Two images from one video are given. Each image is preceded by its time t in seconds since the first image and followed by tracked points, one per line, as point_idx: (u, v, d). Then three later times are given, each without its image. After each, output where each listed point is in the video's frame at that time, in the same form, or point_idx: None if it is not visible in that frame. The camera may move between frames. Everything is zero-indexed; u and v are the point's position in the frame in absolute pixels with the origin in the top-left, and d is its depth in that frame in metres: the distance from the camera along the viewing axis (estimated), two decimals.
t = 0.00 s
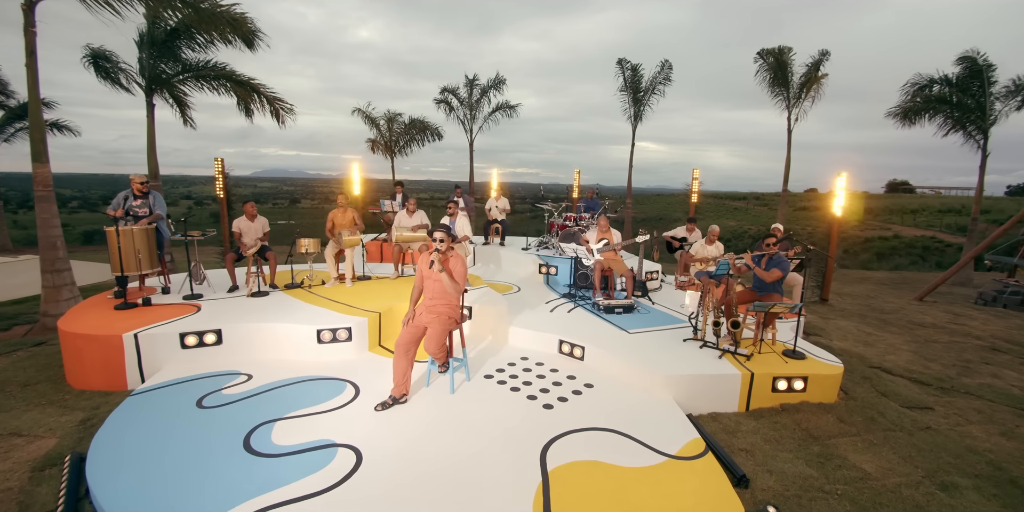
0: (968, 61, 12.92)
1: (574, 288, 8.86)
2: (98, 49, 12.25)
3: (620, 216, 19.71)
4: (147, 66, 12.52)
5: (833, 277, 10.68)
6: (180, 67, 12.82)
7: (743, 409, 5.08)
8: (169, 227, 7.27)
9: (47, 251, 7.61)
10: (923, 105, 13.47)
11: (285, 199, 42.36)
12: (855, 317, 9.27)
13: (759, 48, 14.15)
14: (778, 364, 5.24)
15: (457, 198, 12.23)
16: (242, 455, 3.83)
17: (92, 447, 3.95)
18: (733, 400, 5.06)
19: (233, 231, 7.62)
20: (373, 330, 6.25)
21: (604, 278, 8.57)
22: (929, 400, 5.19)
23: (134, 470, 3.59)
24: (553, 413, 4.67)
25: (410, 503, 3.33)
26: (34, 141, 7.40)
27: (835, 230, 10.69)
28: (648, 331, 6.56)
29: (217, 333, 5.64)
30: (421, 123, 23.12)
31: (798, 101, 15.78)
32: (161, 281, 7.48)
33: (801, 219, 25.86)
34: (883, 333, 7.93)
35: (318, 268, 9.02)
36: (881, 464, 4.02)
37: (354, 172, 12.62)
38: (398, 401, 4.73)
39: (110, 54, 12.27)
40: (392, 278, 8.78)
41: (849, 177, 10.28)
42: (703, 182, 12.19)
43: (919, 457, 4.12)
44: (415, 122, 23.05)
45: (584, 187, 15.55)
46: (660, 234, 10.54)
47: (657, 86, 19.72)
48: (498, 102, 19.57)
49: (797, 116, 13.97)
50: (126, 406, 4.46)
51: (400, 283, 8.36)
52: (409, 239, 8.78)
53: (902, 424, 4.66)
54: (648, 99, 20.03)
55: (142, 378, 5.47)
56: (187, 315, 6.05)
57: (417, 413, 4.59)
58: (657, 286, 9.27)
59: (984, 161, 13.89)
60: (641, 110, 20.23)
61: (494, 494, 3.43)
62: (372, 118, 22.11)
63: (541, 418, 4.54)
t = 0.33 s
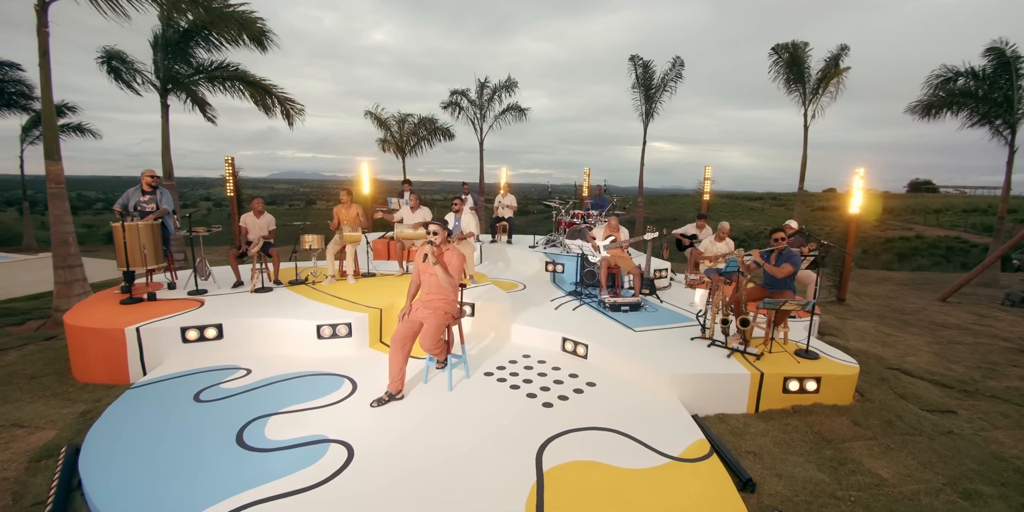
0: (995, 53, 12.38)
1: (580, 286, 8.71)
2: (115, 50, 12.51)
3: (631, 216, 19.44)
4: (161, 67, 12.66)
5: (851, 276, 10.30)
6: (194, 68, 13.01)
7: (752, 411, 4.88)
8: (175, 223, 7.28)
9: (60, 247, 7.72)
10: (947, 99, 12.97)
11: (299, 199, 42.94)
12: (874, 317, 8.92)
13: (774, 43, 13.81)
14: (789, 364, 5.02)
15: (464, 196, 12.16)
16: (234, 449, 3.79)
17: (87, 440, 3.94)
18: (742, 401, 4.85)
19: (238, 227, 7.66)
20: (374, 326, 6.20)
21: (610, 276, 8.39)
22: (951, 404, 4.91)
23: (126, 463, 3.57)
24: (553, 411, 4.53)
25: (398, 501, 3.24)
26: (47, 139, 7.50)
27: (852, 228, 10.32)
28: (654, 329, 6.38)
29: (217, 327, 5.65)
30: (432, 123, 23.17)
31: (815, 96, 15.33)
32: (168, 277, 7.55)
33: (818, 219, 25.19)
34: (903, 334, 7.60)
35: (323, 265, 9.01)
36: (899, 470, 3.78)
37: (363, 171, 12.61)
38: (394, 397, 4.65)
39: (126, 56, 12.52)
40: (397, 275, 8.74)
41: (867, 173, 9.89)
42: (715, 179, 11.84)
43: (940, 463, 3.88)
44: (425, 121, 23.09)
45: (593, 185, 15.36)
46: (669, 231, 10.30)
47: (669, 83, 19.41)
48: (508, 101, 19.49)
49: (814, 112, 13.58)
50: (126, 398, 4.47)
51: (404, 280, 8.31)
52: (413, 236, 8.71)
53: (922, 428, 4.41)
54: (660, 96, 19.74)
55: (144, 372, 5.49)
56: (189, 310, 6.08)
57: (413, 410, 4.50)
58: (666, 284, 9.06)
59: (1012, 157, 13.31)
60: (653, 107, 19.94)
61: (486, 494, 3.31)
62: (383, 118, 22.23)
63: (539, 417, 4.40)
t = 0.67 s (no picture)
0: None
1: (586, 284, 8.55)
2: (134, 53, 12.79)
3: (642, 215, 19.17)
4: (176, 69, 12.82)
5: (869, 276, 9.94)
6: (208, 69, 13.20)
7: (761, 413, 4.69)
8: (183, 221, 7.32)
9: (72, 244, 7.88)
10: (973, 94, 12.46)
11: (315, 200, 43.59)
12: (893, 319, 8.58)
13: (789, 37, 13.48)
14: (800, 365, 4.81)
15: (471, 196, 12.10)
16: (227, 443, 3.77)
17: (85, 432, 3.97)
18: (749, 402, 4.66)
19: (243, 225, 7.69)
20: (375, 323, 6.16)
21: (617, 274, 8.20)
22: (974, 409, 4.64)
23: (124, 453, 3.59)
24: (551, 411, 4.42)
25: (385, 498, 3.16)
26: (61, 138, 7.63)
27: (870, 226, 9.95)
28: (660, 328, 6.21)
29: (219, 322, 5.66)
30: (443, 121, 23.22)
31: (833, 92, 14.89)
32: (175, 273, 7.63)
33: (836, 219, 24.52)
34: (924, 336, 7.27)
35: (327, 262, 9.01)
36: (915, 478, 3.57)
37: (373, 172, 12.62)
38: (389, 394, 4.59)
39: (143, 58, 12.77)
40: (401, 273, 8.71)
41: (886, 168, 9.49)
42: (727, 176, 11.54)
43: (960, 471, 3.64)
44: (436, 120, 23.16)
45: (603, 184, 15.17)
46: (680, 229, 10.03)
47: (681, 80, 19.10)
48: (518, 100, 19.43)
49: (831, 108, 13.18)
50: (126, 391, 4.50)
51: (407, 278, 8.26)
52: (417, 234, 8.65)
53: (942, 433, 4.16)
54: (672, 94, 19.45)
55: (147, 366, 5.54)
56: (193, 305, 6.11)
57: (408, 406, 4.43)
58: (675, 282, 8.84)
59: None
60: (665, 105, 19.65)
61: (475, 493, 3.21)
62: (395, 118, 22.37)
63: (536, 416, 4.29)
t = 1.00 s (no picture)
0: None
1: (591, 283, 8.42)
2: (151, 57, 13.07)
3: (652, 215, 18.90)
4: (191, 72, 13.03)
5: (886, 276, 9.59)
6: (221, 72, 13.42)
7: (766, 416, 4.51)
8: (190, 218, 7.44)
9: (84, 242, 8.03)
10: (999, 88, 11.94)
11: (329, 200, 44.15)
12: (911, 320, 8.24)
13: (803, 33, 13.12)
14: (807, 366, 4.62)
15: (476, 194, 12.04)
16: (219, 438, 3.76)
17: (82, 424, 4.01)
18: (753, 405, 4.50)
19: (248, 223, 7.74)
20: (374, 320, 6.14)
21: (622, 272, 8.03)
22: (995, 414, 4.39)
23: (118, 445, 3.61)
24: (546, 410, 4.31)
25: (371, 495, 3.12)
26: (73, 138, 7.77)
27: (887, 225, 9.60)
28: (663, 327, 6.06)
29: (220, 318, 5.70)
30: (453, 121, 23.23)
31: (850, 88, 14.47)
32: (182, 270, 7.73)
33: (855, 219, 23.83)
34: (944, 338, 6.96)
35: (331, 260, 9.03)
36: (927, 486, 3.38)
37: (381, 172, 12.63)
38: (383, 391, 4.54)
39: (160, 62, 13.04)
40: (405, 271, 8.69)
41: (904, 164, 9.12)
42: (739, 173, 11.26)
43: (977, 480, 3.44)
44: (447, 120, 23.18)
45: (611, 183, 14.99)
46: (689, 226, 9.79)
47: (692, 78, 18.79)
48: (527, 98, 19.36)
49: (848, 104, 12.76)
50: (125, 385, 4.54)
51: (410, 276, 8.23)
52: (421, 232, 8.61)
53: (958, 439, 3.94)
54: (683, 91, 19.14)
55: (149, 361, 5.61)
56: (195, 301, 6.17)
57: (401, 404, 4.38)
58: (682, 281, 8.65)
59: None
60: (676, 102, 19.35)
61: (462, 493, 3.13)
62: (405, 119, 22.48)
63: (530, 415, 4.20)
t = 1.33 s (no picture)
0: None
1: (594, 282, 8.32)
2: (167, 61, 13.36)
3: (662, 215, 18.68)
4: (204, 74, 13.27)
5: (901, 276, 9.28)
6: (234, 74, 13.61)
7: (768, 419, 4.36)
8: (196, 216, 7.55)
9: (95, 240, 8.20)
10: None
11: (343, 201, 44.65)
12: (928, 322, 7.95)
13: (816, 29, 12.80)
14: (813, 368, 4.45)
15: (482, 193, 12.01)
16: (209, 432, 3.77)
17: (79, 417, 4.06)
18: (755, 407, 4.35)
19: (253, 221, 7.84)
20: (372, 317, 6.13)
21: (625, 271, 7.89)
22: (1013, 420, 4.17)
23: (110, 437, 3.64)
24: (539, 409, 4.24)
25: (354, 492, 3.08)
26: (86, 138, 7.92)
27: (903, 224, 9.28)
28: (664, 327, 5.92)
29: (220, 315, 5.75)
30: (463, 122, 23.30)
31: (867, 84, 14.05)
32: (188, 267, 7.85)
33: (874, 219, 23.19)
34: (962, 341, 6.68)
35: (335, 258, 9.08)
36: (935, 495, 3.21)
37: (390, 173, 12.71)
38: (376, 388, 4.52)
39: (175, 65, 13.32)
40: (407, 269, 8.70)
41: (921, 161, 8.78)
42: (749, 171, 10.99)
43: (991, 489, 3.25)
44: (457, 121, 23.25)
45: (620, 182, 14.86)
46: (696, 225, 9.58)
47: (704, 76, 18.47)
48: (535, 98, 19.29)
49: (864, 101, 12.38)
50: (124, 380, 4.59)
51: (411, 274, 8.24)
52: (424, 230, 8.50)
53: (971, 446, 3.74)
54: (694, 90, 18.85)
55: (150, 356, 5.68)
56: (197, 298, 6.24)
57: (393, 401, 4.35)
58: (688, 281, 8.47)
59: None
60: (686, 101, 19.07)
61: (446, 492, 3.08)
62: (415, 120, 22.62)
63: (524, 414, 4.12)
